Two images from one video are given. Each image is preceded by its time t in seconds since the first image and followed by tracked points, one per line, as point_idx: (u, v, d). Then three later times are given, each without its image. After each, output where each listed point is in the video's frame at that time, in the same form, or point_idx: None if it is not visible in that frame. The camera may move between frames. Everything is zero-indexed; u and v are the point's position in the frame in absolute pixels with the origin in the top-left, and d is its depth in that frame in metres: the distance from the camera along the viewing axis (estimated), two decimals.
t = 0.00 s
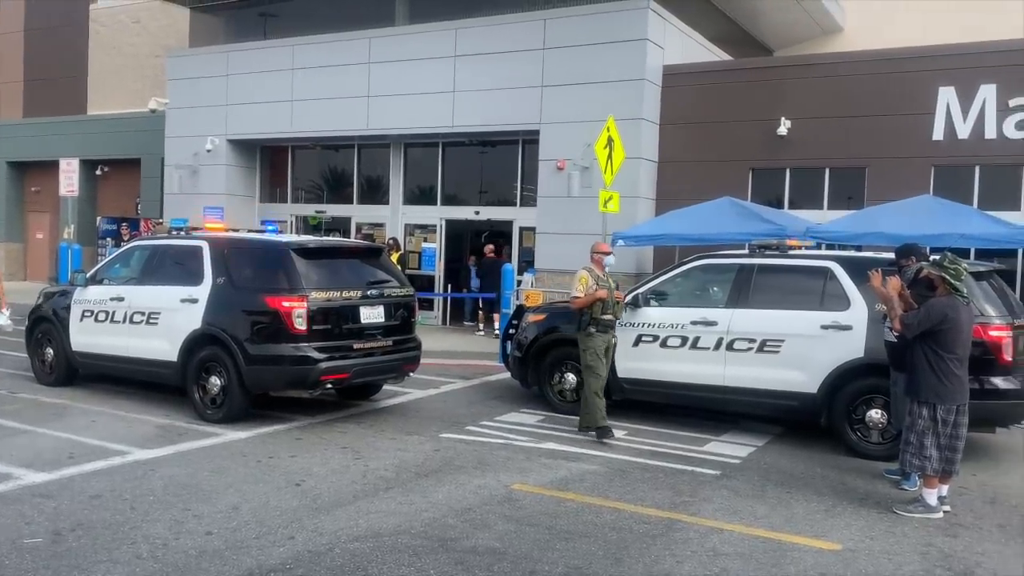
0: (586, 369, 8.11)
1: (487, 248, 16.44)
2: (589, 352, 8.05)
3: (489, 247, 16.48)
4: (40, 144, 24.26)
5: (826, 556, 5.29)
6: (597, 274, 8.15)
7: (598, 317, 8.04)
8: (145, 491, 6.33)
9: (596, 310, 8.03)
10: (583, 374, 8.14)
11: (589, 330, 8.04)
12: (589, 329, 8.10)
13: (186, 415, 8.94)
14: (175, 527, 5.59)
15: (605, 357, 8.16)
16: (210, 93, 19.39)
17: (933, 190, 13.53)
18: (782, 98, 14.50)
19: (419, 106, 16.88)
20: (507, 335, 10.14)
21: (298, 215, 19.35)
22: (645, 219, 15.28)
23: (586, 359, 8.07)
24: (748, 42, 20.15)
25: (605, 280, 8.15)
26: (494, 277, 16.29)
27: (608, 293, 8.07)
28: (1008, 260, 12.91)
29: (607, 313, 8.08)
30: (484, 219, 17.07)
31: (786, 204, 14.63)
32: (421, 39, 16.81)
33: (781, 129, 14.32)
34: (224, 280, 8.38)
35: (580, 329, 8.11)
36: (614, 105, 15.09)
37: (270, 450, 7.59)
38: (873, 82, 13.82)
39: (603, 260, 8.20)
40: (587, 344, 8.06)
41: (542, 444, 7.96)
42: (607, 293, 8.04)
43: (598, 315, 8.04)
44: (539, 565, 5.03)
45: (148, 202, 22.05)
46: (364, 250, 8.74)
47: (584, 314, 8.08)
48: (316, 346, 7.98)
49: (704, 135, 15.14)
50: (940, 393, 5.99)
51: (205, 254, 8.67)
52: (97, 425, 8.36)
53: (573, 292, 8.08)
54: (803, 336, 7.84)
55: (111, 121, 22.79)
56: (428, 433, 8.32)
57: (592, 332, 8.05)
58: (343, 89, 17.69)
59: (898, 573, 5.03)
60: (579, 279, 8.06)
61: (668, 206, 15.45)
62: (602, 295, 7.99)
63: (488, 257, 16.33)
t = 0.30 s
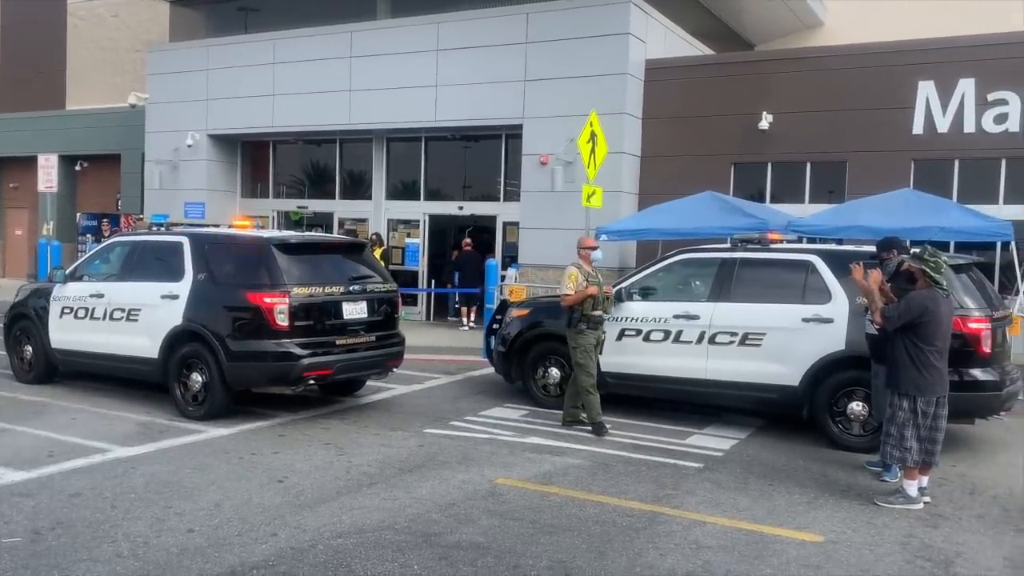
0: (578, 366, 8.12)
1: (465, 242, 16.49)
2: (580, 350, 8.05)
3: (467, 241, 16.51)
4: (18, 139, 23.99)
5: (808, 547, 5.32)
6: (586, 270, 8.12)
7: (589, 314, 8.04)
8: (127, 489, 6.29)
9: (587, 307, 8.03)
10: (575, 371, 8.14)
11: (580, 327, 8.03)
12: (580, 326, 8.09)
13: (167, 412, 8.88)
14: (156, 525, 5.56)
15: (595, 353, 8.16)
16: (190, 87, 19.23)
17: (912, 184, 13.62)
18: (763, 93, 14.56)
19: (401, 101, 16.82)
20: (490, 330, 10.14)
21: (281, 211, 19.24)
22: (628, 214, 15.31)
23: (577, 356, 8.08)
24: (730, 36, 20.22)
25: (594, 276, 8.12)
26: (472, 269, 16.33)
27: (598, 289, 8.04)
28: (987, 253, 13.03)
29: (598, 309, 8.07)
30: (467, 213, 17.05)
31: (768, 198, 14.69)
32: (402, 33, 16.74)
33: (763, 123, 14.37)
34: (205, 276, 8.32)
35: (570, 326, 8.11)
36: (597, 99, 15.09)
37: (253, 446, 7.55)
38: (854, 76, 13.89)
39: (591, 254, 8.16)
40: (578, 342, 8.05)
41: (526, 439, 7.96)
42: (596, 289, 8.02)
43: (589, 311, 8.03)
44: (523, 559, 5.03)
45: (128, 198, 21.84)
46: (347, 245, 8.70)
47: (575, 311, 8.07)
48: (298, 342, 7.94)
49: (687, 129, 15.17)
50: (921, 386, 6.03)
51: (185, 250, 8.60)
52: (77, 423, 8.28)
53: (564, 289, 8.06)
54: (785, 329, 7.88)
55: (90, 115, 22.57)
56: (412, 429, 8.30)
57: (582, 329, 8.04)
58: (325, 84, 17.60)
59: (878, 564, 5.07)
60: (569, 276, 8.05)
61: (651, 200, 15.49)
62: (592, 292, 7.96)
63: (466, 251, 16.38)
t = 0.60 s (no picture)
0: (569, 361, 8.04)
1: (448, 236, 16.47)
2: (571, 343, 7.98)
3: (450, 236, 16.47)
4: None
5: (789, 539, 5.35)
6: (576, 265, 8.04)
7: (581, 308, 7.94)
8: (106, 483, 6.23)
9: (579, 302, 7.92)
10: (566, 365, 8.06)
11: (572, 321, 7.93)
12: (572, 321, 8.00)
13: (147, 406, 8.81)
14: (136, 519, 5.51)
15: (586, 347, 8.10)
16: (170, 78, 19.03)
17: (893, 178, 13.70)
18: (746, 86, 14.58)
19: (383, 92, 16.72)
20: (473, 322, 10.12)
21: (262, 203, 19.11)
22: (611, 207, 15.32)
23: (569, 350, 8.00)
24: (713, 29, 20.24)
25: (584, 270, 8.04)
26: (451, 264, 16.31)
27: (589, 283, 7.97)
28: (966, 246, 13.14)
29: (589, 303, 7.98)
30: (451, 206, 17.01)
31: (750, 191, 14.73)
32: (384, 25, 16.64)
33: (745, 116, 14.40)
34: (185, 268, 8.25)
35: (562, 321, 8.00)
36: (580, 92, 15.07)
37: (234, 440, 7.51)
38: (835, 69, 13.94)
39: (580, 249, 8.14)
40: (570, 336, 7.98)
41: (509, 432, 7.96)
42: (588, 283, 7.94)
43: (580, 306, 7.93)
44: (505, 552, 5.03)
45: (107, 190, 21.60)
46: (329, 238, 8.64)
47: (565, 306, 7.96)
48: (279, 335, 7.89)
49: (670, 122, 15.18)
50: (901, 377, 6.07)
51: (165, 242, 8.52)
52: (56, 417, 8.20)
53: (553, 285, 7.89)
54: (766, 322, 7.91)
55: (68, 106, 22.29)
56: (395, 422, 8.27)
57: (575, 323, 7.95)
58: (306, 75, 17.47)
59: (859, 555, 5.10)
60: (559, 271, 7.91)
61: (634, 193, 15.50)
62: (584, 286, 7.88)
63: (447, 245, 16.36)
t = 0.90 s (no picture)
0: (560, 355, 8.03)
1: (436, 228, 16.53)
2: (564, 339, 7.96)
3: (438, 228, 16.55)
4: None
5: (773, 533, 5.37)
6: (572, 258, 7.99)
7: (575, 303, 7.91)
8: (88, 477, 6.18)
9: (573, 296, 7.89)
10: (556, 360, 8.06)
11: (566, 317, 7.91)
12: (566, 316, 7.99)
13: (130, 399, 8.74)
14: (118, 513, 5.47)
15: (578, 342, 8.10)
16: (154, 68, 18.87)
17: (877, 174, 13.78)
18: (731, 81, 14.62)
19: (369, 85, 16.65)
20: (459, 317, 10.11)
21: (246, 195, 18.99)
22: (597, 201, 15.33)
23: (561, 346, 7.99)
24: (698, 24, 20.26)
25: (580, 265, 7.99)
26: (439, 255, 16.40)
27: (584, 278, 7.94)
28: (949, 242, 13.24)
29: (584, 299, 7.95)
30: (436, 199, 16.96)
31: (735, 186, 14.78)
32: (370, 17, 16.55)
33: (731, 111, 14.44)
34: (168, 261, 8.18)
35: (556, 316, 7.99)
36: (567, 86, 15.05)
37: (217, 434, 7.46)
38: (820, 65, 14.00)
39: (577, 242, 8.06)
40: (564, 331, 7.95)
41: (494, 425, 7.95)
42: (583, 278, 7.91)
43: (575, 301, 7.90)
44: (489, 546, 5.03)
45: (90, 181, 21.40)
46: (313, 231, 8.60)
47: (560, 301, 7.94)
48: (264, 329, 7.85)
49: (656, 117, 15.19)
50: (884, 372, 6.11)
51: (148, 235, 8.44)
52: (37, 410, 8.12)
53: (548, 278, 7.86)
54: (751, 317, 7.94)
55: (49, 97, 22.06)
56: (380, 416, 8.25)
57: (569, 318, 7.93)
58: (291, 67, 17.37)
59: (841, 549, 5.13)
60: (555, 265, 7.87)
61: (620, 187, 15.51)
62: (579, 282, 7.85)
63: (435, 236, 16.44)
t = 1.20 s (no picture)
0: (549, 353, 8.03)
1: (422, 226, 16.52)
2: (555, 338, 7.96)
3: (423, 225, 16.53)
4: None
5: (759, 529, 5.40)
6: (568, 257, 7.97)
7: (569, 303, 7.92)
8: (74, 474, 6.15)
9: (568, 296, 7.90)
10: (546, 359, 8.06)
11: (558, 316, 7.91)
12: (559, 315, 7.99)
13: (116, 396, 8.70)
14: (104, 510, 5.44)
15: (569, 342, 8.11)
16: (141, 62, 18.78)
17: (864, 172, 13.84)
18: (720, 79, 14.65)
19: (358, 81, 16.60)
20: (448, 313, 10.12)
21: (234, 191, 18.92)
22: (585, 198, 15.35)
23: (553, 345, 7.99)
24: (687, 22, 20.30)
25: (575, 264, 7.99)
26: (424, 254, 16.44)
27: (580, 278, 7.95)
28: (936, 240, 13.32)
29: (577, 298, 7.97)
30: (425, 196, 16.94)
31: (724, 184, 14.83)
32: (359, 13, 16.50)
33: (719, 109, 14.47)
34: (155, 257, 8.15)
35: (547, 314, 7.98)
36: (556, 84, 15.05)
37: (204, 430, 7.44)
38: (809, 64, 14.04)
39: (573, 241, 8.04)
40: (555, 331, 7.96)
41: (482, 422, 7.96)
42: (579, 278, 7.92)
43: (569, 300, 7.91)
44: (477, 542, 5.03)
45: (76, 176, 21.28)
46: (301, 227, 8.58)
47: (554, 300, 7.92)
48: (251, 325, 7.82)
49: (645, 114, 15.21)
50: (869, 369, 6.14)
51: (135, 230, 8.40)
52: (22, 407, 8.08)
53: (544, 276, 7.82)
54: (738, 314, 7.96)
55: (36, 91, 21.91)
56: (368, 413, 8.24)
57: (561, 317, 7.93)
58: (280, 62, 17.31)
59: (827, 545, 5.17)
60: (553, 263, 7.84)
61: (608, 184, 15.54)
62: (576, 282, 7.85)
63: (420, 234, 16.45)
